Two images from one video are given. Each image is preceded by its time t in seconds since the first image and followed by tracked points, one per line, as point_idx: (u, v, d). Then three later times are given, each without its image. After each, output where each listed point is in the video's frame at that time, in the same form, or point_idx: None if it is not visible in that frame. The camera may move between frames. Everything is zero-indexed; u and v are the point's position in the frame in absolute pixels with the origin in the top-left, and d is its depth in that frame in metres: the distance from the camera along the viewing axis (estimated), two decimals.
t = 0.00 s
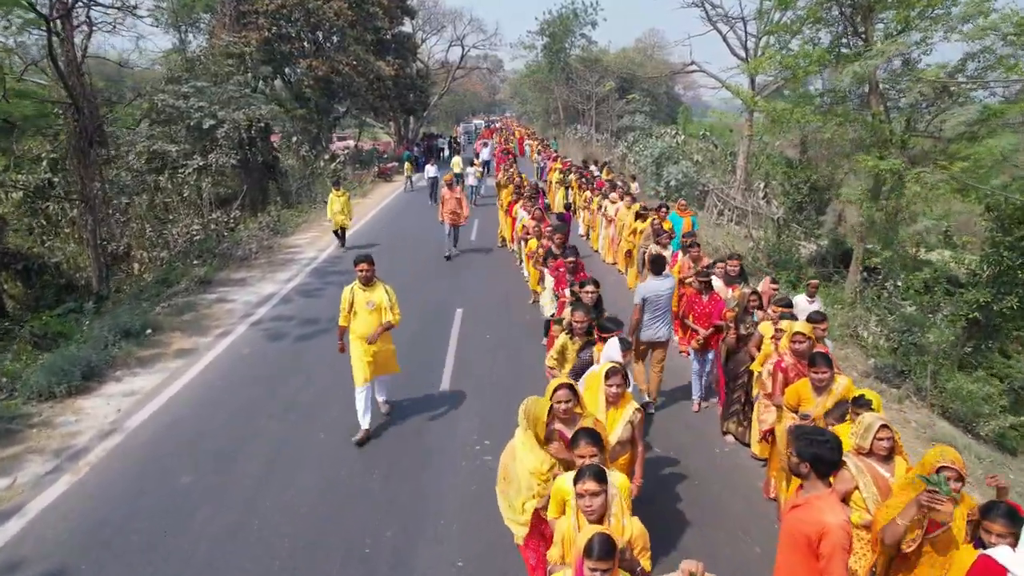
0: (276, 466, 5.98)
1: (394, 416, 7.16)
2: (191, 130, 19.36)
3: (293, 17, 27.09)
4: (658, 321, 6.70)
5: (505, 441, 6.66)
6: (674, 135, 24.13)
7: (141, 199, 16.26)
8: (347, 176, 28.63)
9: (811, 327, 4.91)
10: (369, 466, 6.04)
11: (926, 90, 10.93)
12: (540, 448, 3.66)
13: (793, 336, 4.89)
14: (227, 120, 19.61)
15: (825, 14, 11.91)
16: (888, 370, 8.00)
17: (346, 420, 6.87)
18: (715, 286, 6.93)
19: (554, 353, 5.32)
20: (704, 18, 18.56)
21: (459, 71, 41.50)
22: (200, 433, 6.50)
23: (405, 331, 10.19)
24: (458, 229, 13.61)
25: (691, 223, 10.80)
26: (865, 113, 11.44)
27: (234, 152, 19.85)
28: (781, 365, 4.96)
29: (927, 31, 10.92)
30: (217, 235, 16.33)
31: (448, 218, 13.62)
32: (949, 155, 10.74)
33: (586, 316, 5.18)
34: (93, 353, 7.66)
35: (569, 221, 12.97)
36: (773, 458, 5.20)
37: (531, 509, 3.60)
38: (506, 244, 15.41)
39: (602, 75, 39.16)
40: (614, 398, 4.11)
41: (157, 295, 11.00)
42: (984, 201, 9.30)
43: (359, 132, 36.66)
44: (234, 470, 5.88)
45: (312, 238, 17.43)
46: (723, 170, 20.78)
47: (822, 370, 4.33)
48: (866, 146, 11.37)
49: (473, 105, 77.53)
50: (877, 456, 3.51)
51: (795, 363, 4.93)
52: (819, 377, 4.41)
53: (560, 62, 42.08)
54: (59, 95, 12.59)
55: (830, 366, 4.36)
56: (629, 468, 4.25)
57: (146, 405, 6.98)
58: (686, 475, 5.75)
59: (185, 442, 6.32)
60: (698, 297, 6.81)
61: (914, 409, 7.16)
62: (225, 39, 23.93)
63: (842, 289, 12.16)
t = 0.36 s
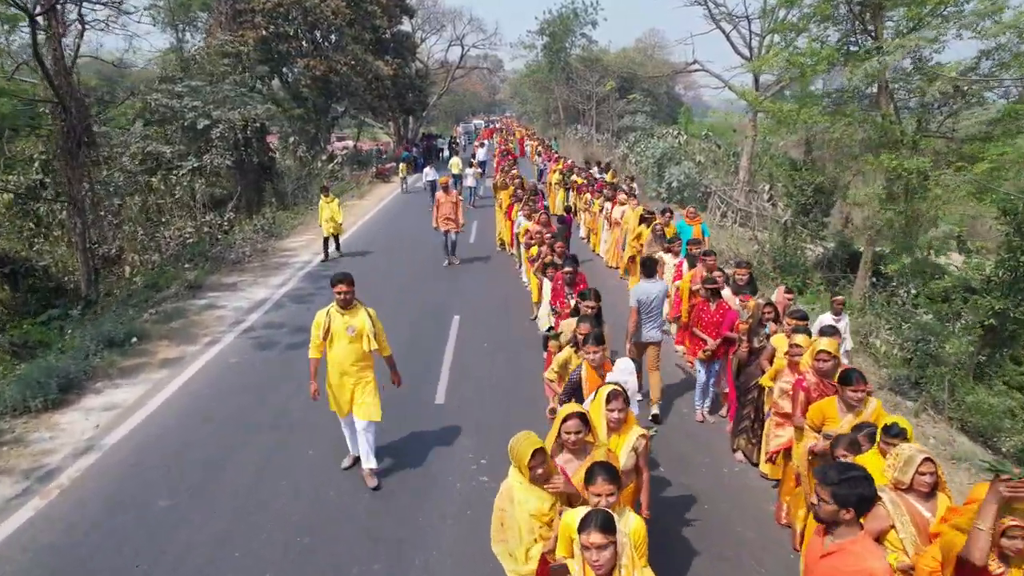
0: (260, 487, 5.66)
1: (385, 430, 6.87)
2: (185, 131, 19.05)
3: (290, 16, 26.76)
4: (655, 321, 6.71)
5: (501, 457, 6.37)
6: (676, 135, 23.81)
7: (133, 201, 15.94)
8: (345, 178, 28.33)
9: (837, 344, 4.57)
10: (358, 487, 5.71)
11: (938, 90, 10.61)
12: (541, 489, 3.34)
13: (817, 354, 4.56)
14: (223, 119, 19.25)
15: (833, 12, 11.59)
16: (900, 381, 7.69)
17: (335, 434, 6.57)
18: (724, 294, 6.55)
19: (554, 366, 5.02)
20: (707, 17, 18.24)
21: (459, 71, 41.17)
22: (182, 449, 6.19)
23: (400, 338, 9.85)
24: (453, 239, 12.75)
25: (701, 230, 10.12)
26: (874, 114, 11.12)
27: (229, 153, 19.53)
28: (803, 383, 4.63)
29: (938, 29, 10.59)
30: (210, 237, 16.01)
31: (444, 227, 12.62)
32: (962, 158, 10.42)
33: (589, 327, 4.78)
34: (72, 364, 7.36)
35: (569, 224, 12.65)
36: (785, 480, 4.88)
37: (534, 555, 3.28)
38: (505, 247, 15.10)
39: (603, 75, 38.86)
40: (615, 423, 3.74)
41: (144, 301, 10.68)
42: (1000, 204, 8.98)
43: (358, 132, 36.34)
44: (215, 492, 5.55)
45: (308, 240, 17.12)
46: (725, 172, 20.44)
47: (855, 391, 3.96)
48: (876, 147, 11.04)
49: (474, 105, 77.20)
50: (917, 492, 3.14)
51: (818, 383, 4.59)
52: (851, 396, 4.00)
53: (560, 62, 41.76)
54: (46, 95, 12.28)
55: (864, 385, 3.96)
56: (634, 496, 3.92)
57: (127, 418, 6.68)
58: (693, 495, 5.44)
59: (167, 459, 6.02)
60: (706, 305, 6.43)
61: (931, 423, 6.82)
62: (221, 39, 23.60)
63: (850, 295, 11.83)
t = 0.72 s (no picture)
0: (241, 510, 5.31)
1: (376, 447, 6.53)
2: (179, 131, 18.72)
3: (287, 15, 26.41)
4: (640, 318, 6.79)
5: (498, 477, 6.03)
6: (678, 136, 23.46)
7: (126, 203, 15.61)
8: (343, 179, 27.99)
9: (875, 362, 4.07)
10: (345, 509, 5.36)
11: (951, 88, 10.26)
12: (545, 545, 3.05)
13: (852, 371, 4.06)
14: (216, 119, 18.92)
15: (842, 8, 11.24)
16: (917, 393, 7.34)
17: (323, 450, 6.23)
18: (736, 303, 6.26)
19: (550, 383, 4.68)
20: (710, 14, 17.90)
21: (458, 70, 40.81)
22: (159, 469, 5.84)
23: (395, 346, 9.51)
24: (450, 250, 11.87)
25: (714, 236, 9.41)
26: (885, 114, 10.77)
27: (223, 154, 19.19)
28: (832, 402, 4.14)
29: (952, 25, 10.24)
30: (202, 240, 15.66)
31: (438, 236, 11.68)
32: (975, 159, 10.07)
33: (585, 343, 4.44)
34: (48, 377, 7.02)
35: (569, 227, 12.31)
36: (807, 509, 4.55)
37: None
38: (504, 250, 14.74)
39: (603, 75, 38.52)
40: (617, 455, 3.42)
41: (131, 308, 10.34)
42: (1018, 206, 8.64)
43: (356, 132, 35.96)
44: (191, 516, 5.22)
45: (303, 243, 16.76)
46: (728, 173, 20.09)
47: (887, 415, 3.56)
48: (886, 148, 10.70)
49: (473, 105, 76.78)
50: (963, 539, 2.83)
51: (848, 404, 4.10)
52: (882, 420, 3.63)
53: (560, 62, 41.43)
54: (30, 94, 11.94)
55: (896, 409, 3.58)
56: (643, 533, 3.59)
57: (102, 436, 6.32)
58: (702, 519, 5.11)
59: (142, 481, 5.68)
60: (717, 315, 6.19)
61: (951, 438, 6.49)
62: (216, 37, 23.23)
63: (860, 301, 11.49)
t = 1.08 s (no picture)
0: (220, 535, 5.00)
1: (367, 467, 6.19)
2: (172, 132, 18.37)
3: (284, 13, 26.02)
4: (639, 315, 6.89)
5: (495, 498, 5.71)
6: (681, 136, 23.07)
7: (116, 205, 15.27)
8: (340, 180, 27.62)
9: (920, 387, 3.65)
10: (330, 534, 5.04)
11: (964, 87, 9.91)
12: None
13: (893, 396, 3.65)
14: (210, 120, 18.56)
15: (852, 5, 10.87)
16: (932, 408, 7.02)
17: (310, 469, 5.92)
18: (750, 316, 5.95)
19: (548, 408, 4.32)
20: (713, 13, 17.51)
21: (458, 70, 40.40)
22: (132, 493, 5.51)
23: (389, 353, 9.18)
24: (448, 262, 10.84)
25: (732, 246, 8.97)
26: (896, 114, 10.42)
27: (217, 155, 18.84)
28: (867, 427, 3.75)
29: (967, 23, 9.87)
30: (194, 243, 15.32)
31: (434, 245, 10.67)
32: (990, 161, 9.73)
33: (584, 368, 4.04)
34: (22, 391, 6.70)
35: (569, 230, 11.98)
36: (835, 542, 4.16)
37: None
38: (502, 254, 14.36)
39: (603, 75, 38.11)
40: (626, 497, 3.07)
41: (116, 315, 10.02)
42: None
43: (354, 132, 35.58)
44: (166, 542, 4.91)
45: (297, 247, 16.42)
46: (732, 175, 19.70)
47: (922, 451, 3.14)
48: (897, 150, 10.35)
49: (473, 104, 76.34)
50: None
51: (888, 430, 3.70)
52: (914, 454, 3.21)
53: (560, 62, 41.02)
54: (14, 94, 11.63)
55: (931, 443, 3.16)
56: None
57: (72, 458, 5.95)
58: (711, 547, 4.79)
59: (114, 506, 5.34)
60: (731, 328, 5.90)
61: (973, 458, 6.15)
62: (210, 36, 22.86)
63: (870, 309, 11.14)
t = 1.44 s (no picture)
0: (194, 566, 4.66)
1: (356, 486, 5.78)
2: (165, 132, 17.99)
3: (281, 13, 25.63)
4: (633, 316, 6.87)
5: (490, 521, 5.36)
6: (683, 137, 22.69)
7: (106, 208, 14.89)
8: (337, 181, 27.24)
9: (970, 417, 3.24)
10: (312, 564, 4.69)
11: (981, 88, 9.56)
12: None
13: (939, 426, 3.24)
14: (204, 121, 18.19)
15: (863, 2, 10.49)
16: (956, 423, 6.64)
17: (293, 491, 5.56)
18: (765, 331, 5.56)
19: (547, 438, 3.93)
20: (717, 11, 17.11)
21: (457, 70, 40.00)
22: (102, 522, 5.13)
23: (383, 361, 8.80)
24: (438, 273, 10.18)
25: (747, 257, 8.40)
26: (910, 115, 10.04)
27: (210, 156, 18.46)
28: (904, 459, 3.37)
29: (984, 20, 9.47)
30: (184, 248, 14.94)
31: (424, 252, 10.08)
32: (1010, 164, 9.33)
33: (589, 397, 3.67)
34: None
35: (569, 234, 11.58)
36: None
37: None
38: (500, 259, 13.93)
39: (604, 75, 37.72)
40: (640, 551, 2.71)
41: (99, 323, 9.66)
42: None
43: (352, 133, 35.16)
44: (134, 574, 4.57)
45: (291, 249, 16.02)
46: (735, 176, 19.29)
47: (974, 496, 2.79)
48: (910, 152, 9.97)
49: (473, 104, 75.99)
50: None
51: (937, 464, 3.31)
52: (963, 498, 2.85)
53: (560, 62, 40.61)
54: None
55: (982, 487, 2.80)
56: None
57: (36, 485, 5.55)
58: None
59: (81, 538, 4.95)
60: (742, 343, 5.53)
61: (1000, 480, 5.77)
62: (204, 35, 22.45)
63: (880, 316, 10.76)
